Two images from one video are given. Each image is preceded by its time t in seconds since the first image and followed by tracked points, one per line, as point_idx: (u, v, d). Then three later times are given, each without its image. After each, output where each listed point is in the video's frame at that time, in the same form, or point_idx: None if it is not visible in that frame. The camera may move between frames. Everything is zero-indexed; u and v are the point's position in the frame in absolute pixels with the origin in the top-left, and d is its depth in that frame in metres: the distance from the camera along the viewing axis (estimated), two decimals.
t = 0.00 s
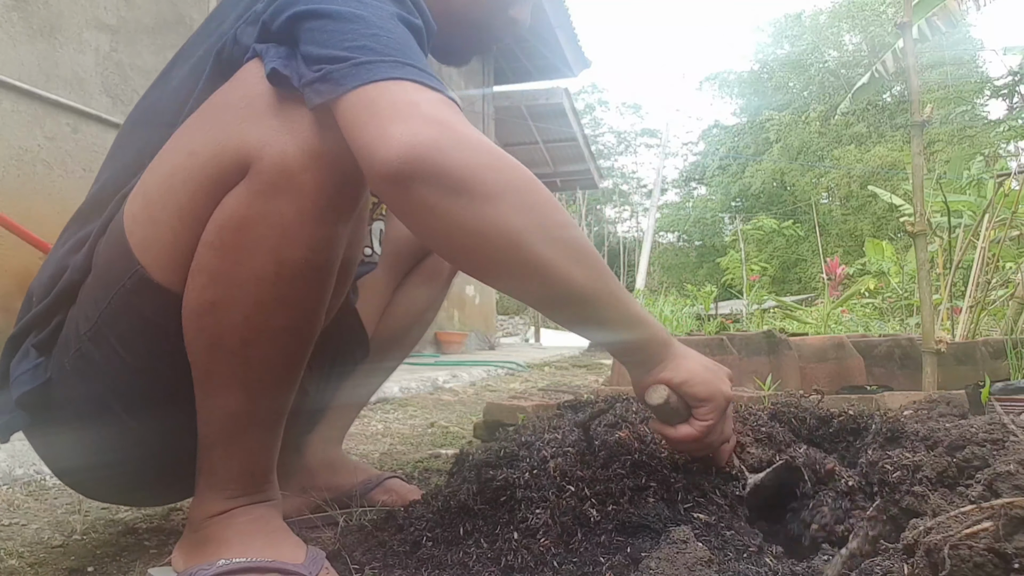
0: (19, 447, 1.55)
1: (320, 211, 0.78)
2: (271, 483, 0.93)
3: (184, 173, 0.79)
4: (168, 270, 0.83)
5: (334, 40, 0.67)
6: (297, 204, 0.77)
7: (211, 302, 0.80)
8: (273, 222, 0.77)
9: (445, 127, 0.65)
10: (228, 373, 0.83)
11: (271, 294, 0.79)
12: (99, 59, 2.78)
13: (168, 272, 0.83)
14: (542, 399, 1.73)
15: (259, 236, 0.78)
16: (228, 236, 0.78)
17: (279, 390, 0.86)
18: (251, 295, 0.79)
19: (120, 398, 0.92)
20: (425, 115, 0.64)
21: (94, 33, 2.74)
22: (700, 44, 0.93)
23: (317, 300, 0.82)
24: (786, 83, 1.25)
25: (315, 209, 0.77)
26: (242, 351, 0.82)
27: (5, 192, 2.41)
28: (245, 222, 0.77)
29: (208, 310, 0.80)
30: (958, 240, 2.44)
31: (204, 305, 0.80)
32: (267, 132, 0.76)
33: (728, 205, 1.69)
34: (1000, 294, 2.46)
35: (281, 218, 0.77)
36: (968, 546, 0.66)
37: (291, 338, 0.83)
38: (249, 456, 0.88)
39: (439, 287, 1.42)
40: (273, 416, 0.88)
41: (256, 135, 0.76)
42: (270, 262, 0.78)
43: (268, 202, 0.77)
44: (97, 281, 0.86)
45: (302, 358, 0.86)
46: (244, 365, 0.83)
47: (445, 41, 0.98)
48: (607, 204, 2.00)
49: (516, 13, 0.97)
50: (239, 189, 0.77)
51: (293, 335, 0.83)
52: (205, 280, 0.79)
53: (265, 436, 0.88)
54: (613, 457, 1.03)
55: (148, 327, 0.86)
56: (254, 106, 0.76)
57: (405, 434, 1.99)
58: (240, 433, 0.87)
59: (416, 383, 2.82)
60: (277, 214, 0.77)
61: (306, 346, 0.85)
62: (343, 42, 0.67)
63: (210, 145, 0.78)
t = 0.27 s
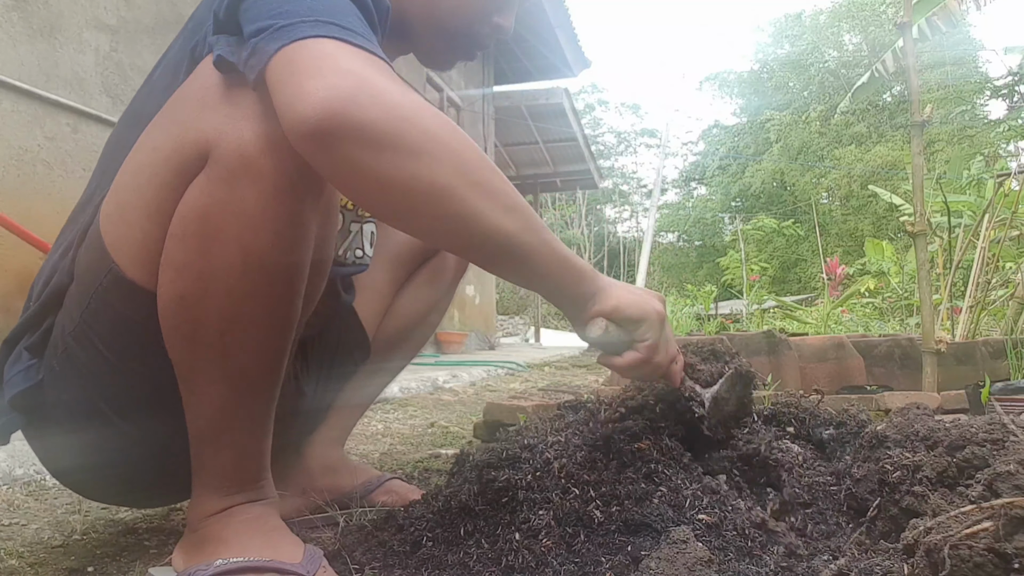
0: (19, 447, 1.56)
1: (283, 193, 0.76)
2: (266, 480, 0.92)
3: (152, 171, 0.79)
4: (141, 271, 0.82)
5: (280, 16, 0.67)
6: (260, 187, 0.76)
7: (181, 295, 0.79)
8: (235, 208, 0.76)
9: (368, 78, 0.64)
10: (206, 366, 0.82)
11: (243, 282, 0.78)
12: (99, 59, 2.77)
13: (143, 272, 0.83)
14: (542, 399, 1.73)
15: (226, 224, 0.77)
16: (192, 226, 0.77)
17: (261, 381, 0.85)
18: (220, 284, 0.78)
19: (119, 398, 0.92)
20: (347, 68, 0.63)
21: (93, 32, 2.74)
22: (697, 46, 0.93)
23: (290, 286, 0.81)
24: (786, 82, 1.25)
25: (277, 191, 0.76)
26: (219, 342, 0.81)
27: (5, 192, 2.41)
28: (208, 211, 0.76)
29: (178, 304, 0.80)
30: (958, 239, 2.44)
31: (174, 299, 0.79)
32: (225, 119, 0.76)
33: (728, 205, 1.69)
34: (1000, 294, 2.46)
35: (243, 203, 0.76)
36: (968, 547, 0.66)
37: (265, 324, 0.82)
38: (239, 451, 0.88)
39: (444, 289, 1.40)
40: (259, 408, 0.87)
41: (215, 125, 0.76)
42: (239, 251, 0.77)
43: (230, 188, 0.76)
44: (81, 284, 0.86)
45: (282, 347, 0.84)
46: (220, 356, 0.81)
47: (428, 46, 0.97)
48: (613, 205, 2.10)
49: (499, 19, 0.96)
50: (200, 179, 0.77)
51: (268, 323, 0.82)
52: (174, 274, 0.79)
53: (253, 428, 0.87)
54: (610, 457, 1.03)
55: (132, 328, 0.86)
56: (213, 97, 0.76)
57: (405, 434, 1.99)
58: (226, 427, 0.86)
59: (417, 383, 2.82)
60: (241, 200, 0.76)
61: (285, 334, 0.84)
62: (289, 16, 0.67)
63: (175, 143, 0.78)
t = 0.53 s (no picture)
0: (19, 447, 1.55)
1: (260, 183, 0.76)
2: (263, 480, 0.91)
3: (133, 169, 0.80)
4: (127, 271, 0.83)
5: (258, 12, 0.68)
6: (236, 178, 0.76)
7: (163, 291, 0.79)
8: (211, 199, 0.76)
9: (334, 67, 0.65)
10: (191, 362, 0.82)
11: (222, 274, 0.78)
12: (98, 58, 2.77)
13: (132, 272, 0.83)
14: (542, 400, 1.73)
15: (203, 216, 0.77)
16: (171, 221, 0.77)
17: (249, 378, 0.84)
18: (201, 277, 0.78)
19: (119, 397, 0.93)
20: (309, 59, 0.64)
21: (93, 32, 2.74)
22: (696, 47, 0.93)
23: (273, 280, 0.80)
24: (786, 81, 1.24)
25: (254, 182, 0.76)
26: (202, 335, 0.80)
27: (5, 192, 2.41)
28: (187, 205, 0.76)
29: (161, 301, 0.79)
30: (959, 239, 2.43)
31: (154, 295, 0.79)
32: (201, 111, 0.76)
33: (728, 205, 1.64)
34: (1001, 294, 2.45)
35: (219, 194, 0.76)
36: (970, 547, 0.65)
37: (251, 317, 0.81)
38: (232, 451, 0.87)
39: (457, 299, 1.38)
40: (250, 404, 0.86)
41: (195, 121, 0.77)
42: (217, 242, 0.77)
43: (207, 181, 0.76)
44: (76, 285, 0.86)
45: (269, 342, 0.83)
46: (205, 352, 0.81)
47: (422, 45, 0.98)
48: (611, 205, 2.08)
49: (493, 21, 0.95)
50: (179, 174, 0.77)
51: (250, 317, 0.81)
52: (156, 271, 0.78)
53: (244, 424, 0.86)
54: (610, 457, 1.03)
55: (126, 326, 0.86)
56: (194, 93, 0.77)
57: (405, 434, 1.98)
58: (216, 424, 0.85)
59: (417, 384, 2.81)
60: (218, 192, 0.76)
61: (272, 327, 0.83)
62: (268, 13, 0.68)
63: (158, 141, 0.79)
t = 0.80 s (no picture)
0: (21, 446, 1.56)
1: (254, 180, 0.77)
2: (264, 478, 0.92)
3: (134, 169, 0.81)
4: (127, 269, 0.84)
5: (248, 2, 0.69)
6: (229, 175, 0.77)
7: (160, 287, 0.80)
8: (207, 196, 0.77)
9: (304, 51, 0.67)
10: (188, 358, 0.83)
11: (217, 269, 0.79)
12: (100, 60, 2.78)
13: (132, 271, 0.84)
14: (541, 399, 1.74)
15: (198, 213, 0.78)
16: (168, 218, 0.78)
17: (244, 373, 0.84)
18: (196, 272, 0.79)
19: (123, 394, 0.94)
20: (282, 46, 0.66)
21: (95, 33, 2.75)
22: (693, 49, 0.94)
23: (267, 274, 0.81)
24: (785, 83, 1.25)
25: (248, 179, 0.77)
26: (199, 331, 0.81)
27: (7, 192, 2.42)
28: (181, 201, 0.77)
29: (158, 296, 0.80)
30: (956, 240, 2.45)
31: (151, 291, 0.81)
32: (197, 109, 0.78)
33: (727, 206, 1.71)
34: (997, 294, 2.47)
35: (214, 191, 0.77)
36: (966, 545, 0.67)
37: (246, 312, 0.82)
38: (232, 447, 0.87)
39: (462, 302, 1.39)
40: (248, 399, 0.87)
41: (192, 121, 0.78)
42: (211, 238, 0.78)
43: (201, 177, 0.77)
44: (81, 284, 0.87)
45: (264, 336, 0.84)
46: (201, 347, 0.82)
47: (426, 56, 0.99)
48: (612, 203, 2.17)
49: (499, 40, 0.97)
50: (174, 172, 0.78)
51: (245, 312, 0.82)
52: (153, 267, 0.79)
53: (244, 420, 0.87)
54: (609, 456, 1.04)
55: (128, 323, 0.87)
56: (194, 94, 0.78)
57: (405, 434, 1.99)
58: (215, 419, 0.86)
59: (417, 384, 2.82)
60: (212, 188, 0.77)
61: (269, 323, 0.84)
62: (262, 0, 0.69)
63: (158, 140, 0.80)
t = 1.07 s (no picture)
0: (21, 446, 1.56)
1: (254, 177, 0.77)
2: (264, 478, 0.92)
3: (134, 167, 0.82)
4: (129, 268, 0.84)
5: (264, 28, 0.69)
6: (229, 171, 0.77)
7: (160, 284, 0.80)
8: (206, 193, 0.77)
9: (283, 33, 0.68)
10: (188, 355, 0.82)
11: (216, 265, 0.78)
12: (100, 60, 2.78)
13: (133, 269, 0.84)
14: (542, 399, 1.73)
15: (197, 209, 0.78)
16: (168, 215, 0.78)
17: (244, 371, 0.84)
18: (195, 268, 0.78)
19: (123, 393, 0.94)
20: (263, 29, 0.67)
21: (95, 33, 2.75)
22: (693, 48, 0.94)
23: (267, 271, 0.81)
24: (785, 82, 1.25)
25: (248, 175, 0.77)
26: (198, 328, 0.81)
27: (7, 192, 2.42)
28: (181, 199, 0.77)
29: (158, 293, 0.80)
30: (956, 239, 2.44)
31: (151, 287, 0.80)
32: (197, 108, 0.78)
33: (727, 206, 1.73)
34: (998, 294, 2.47)
35: (213, 187, 0.77)
36: (967, 545, 0.67)
37: (245, 309, 0.81)
38: (231, 446, 0.87)
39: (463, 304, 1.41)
40: (247, 399, 0.86)
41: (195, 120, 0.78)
42: (210, 234, 0.78)
43: (202, 175, 0.77)
44: (83, 281, 0.88)
45: (264, 335, 0.84)
46: (200, 343, 0.81)
47: (439, 67, 0.99)
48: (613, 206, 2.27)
49: (510, 50, 0.97)
50: (176, 170, 0.78)
51: (245, 310, 0.81)
52: (153, 264, 0.79)
53: (243, 419, 0.87)
54: (609, 456, 1.04)
55: (128, 321, 0.87)
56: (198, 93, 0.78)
57: (406, 434, 1.99)
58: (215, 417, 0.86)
59: (417, 384, 2.82)
60: (212, 186, 0.77)
61: (269, 321, 0.84)
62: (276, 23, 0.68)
63: (158, 139, 0.80)
